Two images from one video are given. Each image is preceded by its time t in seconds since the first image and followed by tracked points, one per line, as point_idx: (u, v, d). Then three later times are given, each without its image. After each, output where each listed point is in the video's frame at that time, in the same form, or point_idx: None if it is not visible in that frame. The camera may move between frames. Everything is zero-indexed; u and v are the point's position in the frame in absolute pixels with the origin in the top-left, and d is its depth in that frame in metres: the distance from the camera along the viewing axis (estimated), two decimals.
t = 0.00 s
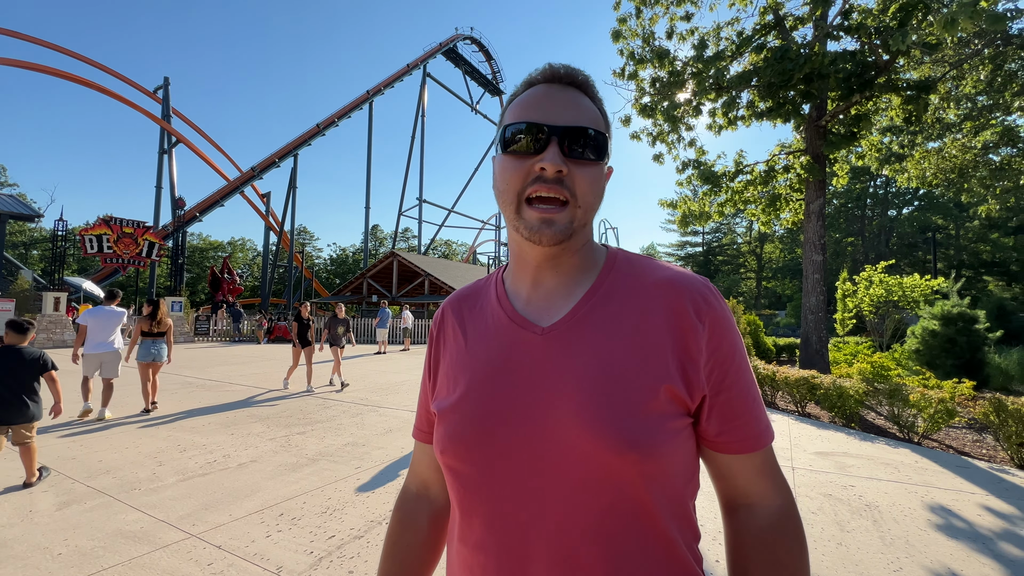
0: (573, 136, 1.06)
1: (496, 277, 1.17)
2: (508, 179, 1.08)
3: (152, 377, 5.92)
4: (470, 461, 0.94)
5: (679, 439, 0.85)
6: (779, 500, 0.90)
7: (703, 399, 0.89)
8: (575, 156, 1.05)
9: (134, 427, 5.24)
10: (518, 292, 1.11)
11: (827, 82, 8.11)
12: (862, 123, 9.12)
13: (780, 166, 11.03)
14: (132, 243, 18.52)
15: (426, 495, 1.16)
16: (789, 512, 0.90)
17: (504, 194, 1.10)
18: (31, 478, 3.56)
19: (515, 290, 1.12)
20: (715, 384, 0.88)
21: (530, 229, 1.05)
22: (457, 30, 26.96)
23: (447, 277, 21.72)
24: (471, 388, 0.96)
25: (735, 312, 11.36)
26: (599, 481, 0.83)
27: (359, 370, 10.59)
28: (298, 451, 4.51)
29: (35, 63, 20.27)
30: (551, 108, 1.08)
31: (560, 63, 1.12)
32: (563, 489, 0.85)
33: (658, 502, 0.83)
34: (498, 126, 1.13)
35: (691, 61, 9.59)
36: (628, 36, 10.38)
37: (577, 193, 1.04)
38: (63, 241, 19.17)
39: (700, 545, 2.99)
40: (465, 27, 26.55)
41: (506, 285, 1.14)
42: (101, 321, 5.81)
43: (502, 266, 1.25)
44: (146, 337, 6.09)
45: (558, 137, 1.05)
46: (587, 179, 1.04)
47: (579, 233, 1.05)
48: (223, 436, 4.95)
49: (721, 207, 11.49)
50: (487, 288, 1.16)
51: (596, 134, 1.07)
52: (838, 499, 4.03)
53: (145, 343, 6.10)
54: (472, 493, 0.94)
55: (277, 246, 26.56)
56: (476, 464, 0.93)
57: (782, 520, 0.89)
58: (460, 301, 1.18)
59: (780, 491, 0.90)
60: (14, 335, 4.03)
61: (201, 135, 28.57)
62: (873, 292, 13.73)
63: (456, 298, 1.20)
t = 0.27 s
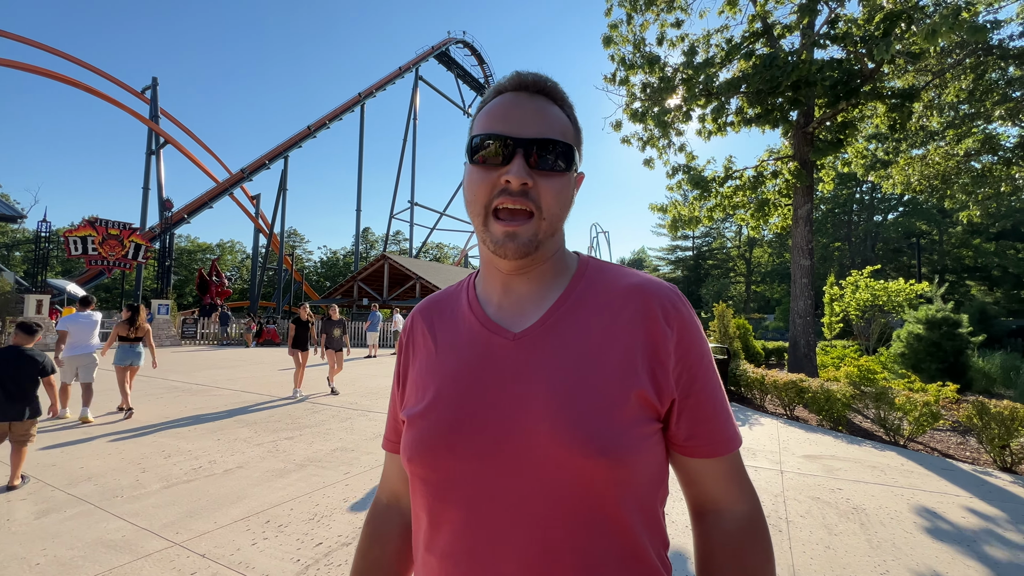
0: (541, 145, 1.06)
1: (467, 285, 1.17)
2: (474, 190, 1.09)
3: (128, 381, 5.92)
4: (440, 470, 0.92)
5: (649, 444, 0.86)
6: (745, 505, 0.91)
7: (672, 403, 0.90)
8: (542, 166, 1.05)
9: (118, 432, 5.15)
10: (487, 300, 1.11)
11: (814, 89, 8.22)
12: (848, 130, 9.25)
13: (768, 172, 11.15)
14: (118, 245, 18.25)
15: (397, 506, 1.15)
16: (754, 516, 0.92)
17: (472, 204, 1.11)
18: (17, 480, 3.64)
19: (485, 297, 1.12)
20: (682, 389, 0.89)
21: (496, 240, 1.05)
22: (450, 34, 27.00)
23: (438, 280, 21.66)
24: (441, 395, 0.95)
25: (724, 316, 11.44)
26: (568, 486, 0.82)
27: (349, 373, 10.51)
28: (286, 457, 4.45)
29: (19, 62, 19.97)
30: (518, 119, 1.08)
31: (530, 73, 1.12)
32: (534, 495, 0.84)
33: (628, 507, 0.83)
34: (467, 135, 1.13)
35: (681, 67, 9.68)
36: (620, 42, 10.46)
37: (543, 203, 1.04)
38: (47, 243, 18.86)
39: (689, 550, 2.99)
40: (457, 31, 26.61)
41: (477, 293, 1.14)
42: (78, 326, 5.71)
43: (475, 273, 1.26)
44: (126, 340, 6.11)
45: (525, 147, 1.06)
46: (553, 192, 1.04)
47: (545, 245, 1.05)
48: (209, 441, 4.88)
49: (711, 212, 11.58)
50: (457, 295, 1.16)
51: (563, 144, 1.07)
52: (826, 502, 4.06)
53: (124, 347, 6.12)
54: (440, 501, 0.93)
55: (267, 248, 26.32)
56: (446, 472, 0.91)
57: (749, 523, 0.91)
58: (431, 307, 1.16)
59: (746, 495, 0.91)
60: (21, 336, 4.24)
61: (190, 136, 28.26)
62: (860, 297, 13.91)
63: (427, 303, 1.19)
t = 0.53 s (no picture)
0: (513, 155, 1.05)
1: (439, 291, 1.16)
2: (447, 198, 1.08)
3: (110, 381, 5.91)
4: (407, 477, 0.90)
5: (616, 448, 0.86)
6: (709, 506, 0.93)
7: (637, 408, 0.90)
8: (514, 176, 1.03)
9: (104, 438, 5.07)
10: (457, 307, 1.10)
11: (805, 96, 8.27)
12: (839, 136, 9.33)
13: (760, 177, 11.22)
14: (107, 248, 18.06)
15: (358, 516, 1.13)
16: (717, 517, 0.93)
17: (446, 212, 1.10)
18: None
19: (456, 303, 1.10)
20: (648, 394, 0.90)
21: (468, 249, 1.04)
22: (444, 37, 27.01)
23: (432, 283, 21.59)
24: (410, 401, 0.93)
25: (717, 320, 11.47)
26: (536, 490, 0.81)
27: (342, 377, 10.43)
28: (277, 462, 4.40)
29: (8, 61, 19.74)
30: (491, 128, 1.07)
31: (504, 82, 1.10)
32: (502, 500, 0.83)
33: (596, 510, 0.83)
34: (442, 144, 1.12)
35: (674, 73, 9.73)
36: (613, 47, 10.50)
37: (514, 213, 1.03)
38: (35, 245, 18.62)
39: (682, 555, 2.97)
40: (451, 34, 26.62)
41: (448, 299, 1.13)
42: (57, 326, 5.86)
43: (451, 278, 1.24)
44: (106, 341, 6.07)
45: (496, 157, 1.04)
46: (525, 202, 1.03)
47: (516, 253, 1.05)
48: (198, 446, 4.82)
49: (704, 216, 11.63)
50: (428, 301, 1.14)
51: (536, 154, 1.06)
52: (819, 506, 4.06)
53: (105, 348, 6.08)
54: (408, 509, 0.90)
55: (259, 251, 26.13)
56: (415, 479, 0.89)
57: (713, 524, 0.92)
58: (400, 314, 1.14)
59: (709, 497, 0.93)
60: (16, 341, 4.42)
61: (182, 137, 28.05)
62: (850, 301, 14.01)
63: (395, 310, 1.16)
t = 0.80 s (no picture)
0: (505, 168, 1.06)
1: (419, 298, 1.13)
2: (439, 208, 1.05)
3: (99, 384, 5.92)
4: (388, 481, 0.89)
5: (592, 448, 0.86)
6: (681, 501, 0.93)
7: (611, 407, 0.91)
8: (509, 188, 1.05)
9: (99, 441, 5.03)
10: (444, 315, 1.08)
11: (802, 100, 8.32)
12: (835, 141, 9.38)
13: (757, 181, 11.27)
14: (103, 250, 17.99)
15: (336, 511, 1.12)
16: (689, 512, 0.93)
17: (437, 221, 1.07)
18: (5, 471, 3.95)
19: (438, 310, 1.09)
20: (621, 395, 0.91)
21: (463, 259, 1.03)
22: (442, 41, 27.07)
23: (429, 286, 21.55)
24: (390, 406, 0.92)
25: (714, 323, 11.47)
26: (515, 491, 0.81)
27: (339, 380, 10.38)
28: (273, 466, 4.37)
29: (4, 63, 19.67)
30: (483, 139, 1.06)
31: (488, 95, 1.10)
32: (480, 501, 0.82)
33: (571, 509, 0.83)
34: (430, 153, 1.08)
35: (672, 77, 9.77)
36: (611, 51, 10.54)
37: (510, 225, 1.04)
38: (29, 247, 18.52)
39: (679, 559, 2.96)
40: (449, 38, 26.69)
41: (430, 305, 1.11)
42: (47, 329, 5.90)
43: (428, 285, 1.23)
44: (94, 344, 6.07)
45: (491, 169, 1.04)
46: (518, 214, 1.05)
47: (508, 261, 1.05)
48: (194, 450, 4.78)
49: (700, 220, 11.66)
50: (408, 307, 1.12)
51: (524, 167, 1.08)
52: (817, 510, 4.06)
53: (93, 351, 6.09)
54: (387, 512, 0.89)
55: (255, 254, 26.04)
56: (395, 483, 0.88)
57: (685, 519, 0.92)
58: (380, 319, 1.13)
59: (680, 493, 0.93)
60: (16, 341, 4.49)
61: (179, 140, 27.99)
62: (846, 304, 14.05)
63: (374, 315, 1.14)
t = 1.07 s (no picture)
0: (493, 177, 1.05)
1: (410, 304, 1.12)
2: (428, 216, 1.05)
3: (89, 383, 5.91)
4: (390, 488, 0.88)
5: (588, 444, 0.87)
6: (670, 490, 0.94)
7: (602, 402, 0.91)
8: (497, 197, 1.04)
9: (97, 444, 5.01)
10: (435, 322, 1.07)
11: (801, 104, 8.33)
12: (833, 144, 9.40)
13: (756, 184, 11.29)
14: (101, 252, 17.97)
15: (339, 524, 1.11)
16: (679, 500, 0.94)
17: (427, 230, 1.07)
18: None
19: (431, 315, 1.08)
20: (613, 390, 0.92)
21: (452, 267, 1.02)
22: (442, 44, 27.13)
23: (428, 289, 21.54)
24: (388, 412, 0.91)
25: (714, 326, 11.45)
26: (517, 491, 0.81)
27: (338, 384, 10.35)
28: (273, 469, 4.36)
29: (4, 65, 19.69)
30: (472, 149, 1.06)
31: (476, 103, 1.10)
32: (484, 502, 0.82)
33: (571, 503, 0.83)
34: (420, 164, 1.08)
35: (671, 81, 9.78)
36: (611, 55, 10.56)
37: (498, 233, 1.04)
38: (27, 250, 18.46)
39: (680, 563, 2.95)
40: (449, 41, 26.74)
41: (421, 311, 1.10)
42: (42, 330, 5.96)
43: (419, 289, 1.22)
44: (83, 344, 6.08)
45: (479, 179, 1.04)
46: (507, 223, 1.05)
47: (496, 268, 1.05)
48: (193, 453, 4.76)
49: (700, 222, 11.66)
50: (400, 314, 1.11)
51: (513, 175, 1.07)
52: (818, 513, 4.06)
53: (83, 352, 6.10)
54: (390, 519, 0.88)
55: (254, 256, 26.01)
56: (397, 488, 0.87)
57: (674, 507, 0.93)
58: (372, 325, 1.11)
59: (668, 481, 0.94)
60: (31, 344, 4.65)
61: (178, 142, 27.98)
62: (845, 307, 14.06)
63: (363, 322, 1.12)
